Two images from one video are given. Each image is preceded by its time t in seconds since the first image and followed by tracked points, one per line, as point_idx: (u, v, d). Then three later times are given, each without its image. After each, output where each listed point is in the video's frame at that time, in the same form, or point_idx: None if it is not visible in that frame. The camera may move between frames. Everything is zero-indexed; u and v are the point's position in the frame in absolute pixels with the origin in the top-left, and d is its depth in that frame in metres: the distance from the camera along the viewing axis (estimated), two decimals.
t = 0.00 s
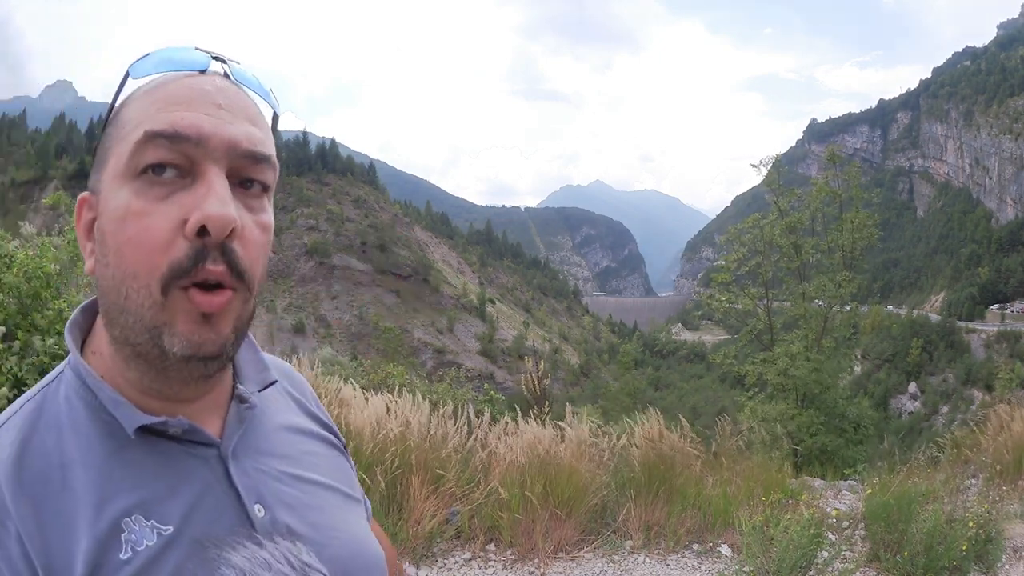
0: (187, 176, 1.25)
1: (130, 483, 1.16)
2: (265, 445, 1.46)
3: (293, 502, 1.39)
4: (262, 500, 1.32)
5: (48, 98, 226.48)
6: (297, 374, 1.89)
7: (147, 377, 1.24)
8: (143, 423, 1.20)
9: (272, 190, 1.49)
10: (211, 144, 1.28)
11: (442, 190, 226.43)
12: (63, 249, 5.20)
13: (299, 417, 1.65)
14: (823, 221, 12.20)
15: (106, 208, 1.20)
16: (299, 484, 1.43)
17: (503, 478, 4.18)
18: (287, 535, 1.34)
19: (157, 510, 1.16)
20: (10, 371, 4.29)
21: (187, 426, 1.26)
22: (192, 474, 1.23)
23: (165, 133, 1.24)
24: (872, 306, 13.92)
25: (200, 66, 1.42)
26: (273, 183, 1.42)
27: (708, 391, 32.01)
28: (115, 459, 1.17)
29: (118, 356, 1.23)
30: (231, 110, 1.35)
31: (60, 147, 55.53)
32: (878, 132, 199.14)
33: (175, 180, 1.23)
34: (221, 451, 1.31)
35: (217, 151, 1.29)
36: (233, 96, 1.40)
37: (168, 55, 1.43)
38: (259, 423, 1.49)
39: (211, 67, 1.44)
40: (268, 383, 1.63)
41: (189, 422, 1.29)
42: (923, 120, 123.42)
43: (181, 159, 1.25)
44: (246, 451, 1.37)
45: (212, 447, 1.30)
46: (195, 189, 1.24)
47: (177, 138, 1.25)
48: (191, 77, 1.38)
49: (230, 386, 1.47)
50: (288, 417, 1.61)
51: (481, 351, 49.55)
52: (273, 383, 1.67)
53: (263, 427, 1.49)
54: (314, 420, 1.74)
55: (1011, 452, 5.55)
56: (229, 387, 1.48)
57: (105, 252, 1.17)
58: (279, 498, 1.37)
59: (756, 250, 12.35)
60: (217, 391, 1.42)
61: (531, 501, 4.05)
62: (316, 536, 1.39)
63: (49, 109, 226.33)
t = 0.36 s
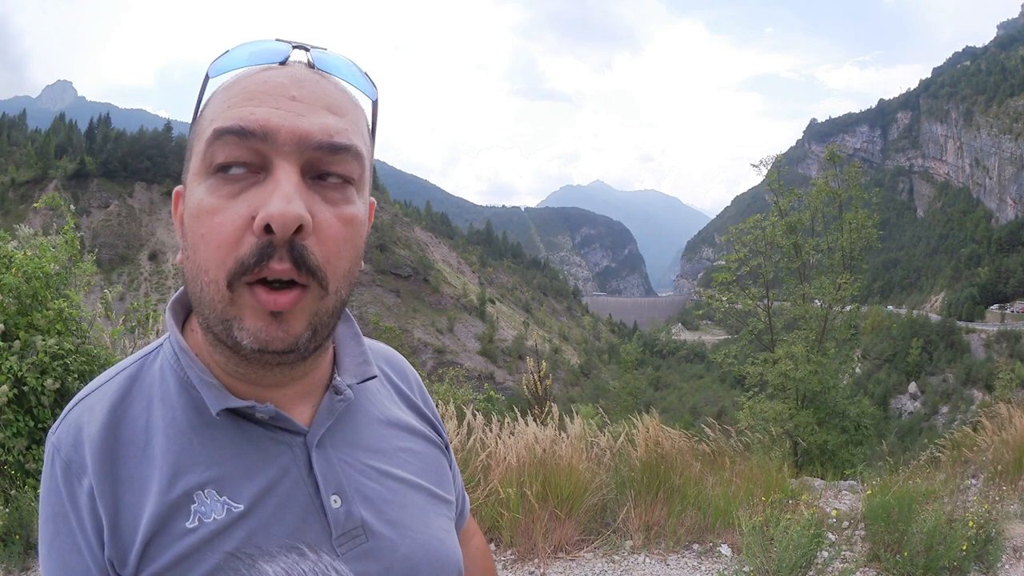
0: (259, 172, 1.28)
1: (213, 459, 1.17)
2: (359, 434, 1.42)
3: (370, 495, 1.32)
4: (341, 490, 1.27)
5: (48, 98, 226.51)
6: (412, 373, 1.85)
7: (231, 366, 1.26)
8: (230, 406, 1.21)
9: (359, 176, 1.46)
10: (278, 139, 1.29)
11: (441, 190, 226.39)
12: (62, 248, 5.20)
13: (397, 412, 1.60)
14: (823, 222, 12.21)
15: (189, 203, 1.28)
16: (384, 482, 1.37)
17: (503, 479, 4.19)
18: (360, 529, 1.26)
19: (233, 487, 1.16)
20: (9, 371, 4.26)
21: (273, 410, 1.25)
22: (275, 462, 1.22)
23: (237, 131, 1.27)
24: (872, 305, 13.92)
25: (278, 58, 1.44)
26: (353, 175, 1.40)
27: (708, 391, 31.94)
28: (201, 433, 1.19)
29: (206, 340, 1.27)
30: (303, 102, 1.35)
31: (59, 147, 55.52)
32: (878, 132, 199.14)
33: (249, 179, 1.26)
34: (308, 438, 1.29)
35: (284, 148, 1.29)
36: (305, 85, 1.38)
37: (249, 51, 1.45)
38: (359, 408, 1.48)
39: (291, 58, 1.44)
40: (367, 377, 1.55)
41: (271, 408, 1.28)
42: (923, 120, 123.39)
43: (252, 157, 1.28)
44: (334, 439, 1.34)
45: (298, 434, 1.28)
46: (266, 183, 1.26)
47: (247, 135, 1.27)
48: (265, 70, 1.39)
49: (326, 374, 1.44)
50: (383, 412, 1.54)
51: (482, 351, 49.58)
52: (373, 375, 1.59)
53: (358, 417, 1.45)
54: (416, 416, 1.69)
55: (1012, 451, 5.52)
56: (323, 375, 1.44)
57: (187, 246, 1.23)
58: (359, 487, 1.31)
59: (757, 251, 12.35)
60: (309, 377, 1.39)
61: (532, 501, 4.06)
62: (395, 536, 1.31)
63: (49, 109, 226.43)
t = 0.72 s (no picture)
0: (207, 177, 1.23)
1: (186, 444, 1.17)
2: (351, 432, 1.34)
3: (346, 498, 1.25)
4: (313, 490, 1.21)
5: (48, 97, 226.49)
6: (421, 369, 1.71)
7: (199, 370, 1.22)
8: (207, 397, 1.19)
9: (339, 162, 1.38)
10: (215, 145, 1.23)
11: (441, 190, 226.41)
12: (62, 247, 5.18)
13: (405, 421, 1.48)
14: (823, 222, 12.23)
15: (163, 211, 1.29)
16: (366, 488, 1.28)
17: (503, 478, 4.16)
18: (330, 532, 1.20)
19: (204, 473, 1.16)
20: (10, 371, 4.26)
21: (250, 405, 1.22)
22: (249, 454, 1.19)
23: (184, 143, 1.23)
24: (872, 306, 13.93)
25: (239, 63, 1.35)
26: (309, 162, 1.28)
27: (708, 391, 31.94)
28: (178, 417, 1.19)
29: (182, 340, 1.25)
30: (246, 107, 1.26)
31: (59, 147, 55.54)
32: (878, 132, 199.22)
33: (198, 191, 1.23)
34: (284, 435, 1.24)
35: (223, 156, 1.22)
36: (251, 91, 1.29)
37: (223, 58, 1.38)
38: (357, 403, 1.40)
39: (246, 62, 1.35)
40: (356, 381, 1.42)
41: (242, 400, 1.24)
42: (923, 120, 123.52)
43: (200, 166, 1.24)
44: (315, 437, 1.28)
45: (276, 430, 1.23)
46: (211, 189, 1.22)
47: (192, 147, 1.23)
48: (222, 79, 1.31)
49: (312, 373, 1.37)
50: (389, 422, 1.43)
51: (482, 351, 49.66)
52: (366, 381, 1.46)
53: (351, 414, 1.37)
54: (426, 426, 1.55)
55: (1013, 451, 5.50)
56: (305, 379, 1.37)
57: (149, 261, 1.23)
58: (336, 489, 1.24)
59: (756, 251, 12.33)
60: (287, 377, 1.33)
61: (531, 500, 4.07)
62: (366, 546, 1.22)
63: (49, 110, 226.44)
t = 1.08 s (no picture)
0: (255, 164, 1.42)
1: (193, 414, 1.28)
2: (349, 403, 1.38)
3: (337, 465, 1.28)
4: (304, 457, 1.26)
5: (48, 97, 226.50)
6: (443, 366, 1.65)
7: (232, 335, 1.36)
8: (209, 365, 1.30)
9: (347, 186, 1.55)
10: (279, 137, 1.43)
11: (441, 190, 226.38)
12: (62, 248, 5.19)
13: (407, 393, 1.49)
14: (824, 222, 12.18)
15: (208, 190, 1.43)
16: (359, 461, 1.30)
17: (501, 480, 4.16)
18: (318, 498, 1.24)
19: (205, 441, 1.25)
20: (9, 371, 4.26)
21: (247, 374, 1.32)
22: (243, 422, 1.27)
23: (242, 133, 1.42)
24: (872, 306, 13.91)
25: (281, 92, 1.53)
26: (339, 169, 1.49)
27: (708, 391, 31.94)
28: (189, 393, 1.31)
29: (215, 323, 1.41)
30: (301, 118, 1.48)
31: (59, 147, 55.53)
32: (878, 132, 199.24)
33: (248, 169, 1.41)
34: (279, 408, 1.30)
35: (281, 142, 1.43)
36: (301, 106, 1.52)
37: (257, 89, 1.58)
38: (353, 373, 1.44)
39: (288, 92, 1.54)
40: (347, 354, 1.45)
41: (251, 370, 1.36)
42: (923, 120, 123.50)
43: (251, 148, 1.43)
44: (311, 409, 1.33)
45: (272, 403, 1.31)
46: (260, 170, 1.40)
47: (248, 135, 1.42)
48: (264, 97, 1.52)
49: (313, 343, 1.42)
50: (388, 396, 1.44)
51: (482, 351, 49.67)
52: (362, 358, 1.49)
53: (349, 384, 1.41)
54: (434, 405, 1.54)
55: (1014, 452, 5.48)
56: (307, 351, 1.43)
57: (197, 233, 1.39)
58: (326, 458, 1.28)
59: (756, 251, 12.36)
60: (290, 354, 1.41)
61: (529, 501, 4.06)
62: (356, 515, 1.25)
63: (49, 109, 226.40)
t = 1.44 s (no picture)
0: (293, 174, 1.41)
1: (198, 402, 1.28)
2: (346, 396, 1.40)
3: (336, 456, 1.30)
4: (301, 446, 1.27)
5: (48, 97, 226.49)
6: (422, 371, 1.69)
7: (251, 332, 1.37)
8: (215, 355, 1.31)
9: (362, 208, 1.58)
10: (316, 156, 1.44)
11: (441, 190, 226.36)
12: (61, 248, 5.18)
13: (397, 397, 1.51)
14: (824, 222, 12.25)
15: (235, 192, 1.41)
16: (358, 456, 1.32)
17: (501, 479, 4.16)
18: (314, 487, 1.24)
19: (207, 427, 1.25)
20: (9, 372, 4.26)
21: (251, 367, 1.32)
22: (246, 412, 1.27)
23: (284, 143, 1.42)
24: (873, 306, 13.91)
25: (312, 106, 1.55)
26: (365, 193, 1.53)
27: (708, 391, 31.98)
28: (192, 381, 1.31)
29: (224, 317, 1.41)
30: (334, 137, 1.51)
31: (60, 147, 55.54)
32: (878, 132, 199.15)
33: (287, 178, 1.40)
34: (279, 401, 1.30)
35: (320, 159, 1.44)
36: (335, 125, 1.54)
37: (287, 98, 1.57)
38: (352, 375, 1.45)
39: (318, 107, 1.55)
40: (347, 355, 1.47)
41: (257, 363, 1.36)
42: (923, 120, 123.41)
43: (292, 161, 1.42)
44: (310, 402, 1.34)
45: (274, 395, 1.32)
46: (299, 180, 1.40)
47: (291, 146, 1.42)
48: (302, 111, 1.53)
49: (315, 346, 1.43)
50: (384, 396, 1.47)
51: (482, 351, 49.71)
52: (361, 360, 1.52)
53: (349, 387, 1.42)
54: (424, 411, 1.58)
55: (1014, 451, 5.49)
56: (309, 353, 1.43)
57: (225, 228, 1.39)
58: (324, 449, 1.29)
59: (757, 251, 12.32)
60: (293, 356, 1.42)
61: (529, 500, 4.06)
62: (351, 506, 1.26)
63: (49, 110, 226.42)
